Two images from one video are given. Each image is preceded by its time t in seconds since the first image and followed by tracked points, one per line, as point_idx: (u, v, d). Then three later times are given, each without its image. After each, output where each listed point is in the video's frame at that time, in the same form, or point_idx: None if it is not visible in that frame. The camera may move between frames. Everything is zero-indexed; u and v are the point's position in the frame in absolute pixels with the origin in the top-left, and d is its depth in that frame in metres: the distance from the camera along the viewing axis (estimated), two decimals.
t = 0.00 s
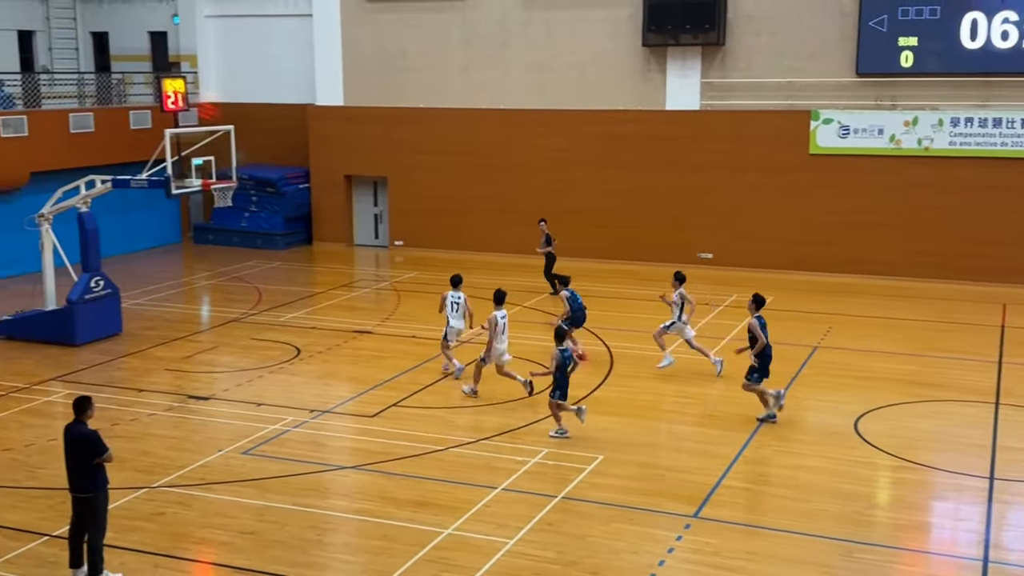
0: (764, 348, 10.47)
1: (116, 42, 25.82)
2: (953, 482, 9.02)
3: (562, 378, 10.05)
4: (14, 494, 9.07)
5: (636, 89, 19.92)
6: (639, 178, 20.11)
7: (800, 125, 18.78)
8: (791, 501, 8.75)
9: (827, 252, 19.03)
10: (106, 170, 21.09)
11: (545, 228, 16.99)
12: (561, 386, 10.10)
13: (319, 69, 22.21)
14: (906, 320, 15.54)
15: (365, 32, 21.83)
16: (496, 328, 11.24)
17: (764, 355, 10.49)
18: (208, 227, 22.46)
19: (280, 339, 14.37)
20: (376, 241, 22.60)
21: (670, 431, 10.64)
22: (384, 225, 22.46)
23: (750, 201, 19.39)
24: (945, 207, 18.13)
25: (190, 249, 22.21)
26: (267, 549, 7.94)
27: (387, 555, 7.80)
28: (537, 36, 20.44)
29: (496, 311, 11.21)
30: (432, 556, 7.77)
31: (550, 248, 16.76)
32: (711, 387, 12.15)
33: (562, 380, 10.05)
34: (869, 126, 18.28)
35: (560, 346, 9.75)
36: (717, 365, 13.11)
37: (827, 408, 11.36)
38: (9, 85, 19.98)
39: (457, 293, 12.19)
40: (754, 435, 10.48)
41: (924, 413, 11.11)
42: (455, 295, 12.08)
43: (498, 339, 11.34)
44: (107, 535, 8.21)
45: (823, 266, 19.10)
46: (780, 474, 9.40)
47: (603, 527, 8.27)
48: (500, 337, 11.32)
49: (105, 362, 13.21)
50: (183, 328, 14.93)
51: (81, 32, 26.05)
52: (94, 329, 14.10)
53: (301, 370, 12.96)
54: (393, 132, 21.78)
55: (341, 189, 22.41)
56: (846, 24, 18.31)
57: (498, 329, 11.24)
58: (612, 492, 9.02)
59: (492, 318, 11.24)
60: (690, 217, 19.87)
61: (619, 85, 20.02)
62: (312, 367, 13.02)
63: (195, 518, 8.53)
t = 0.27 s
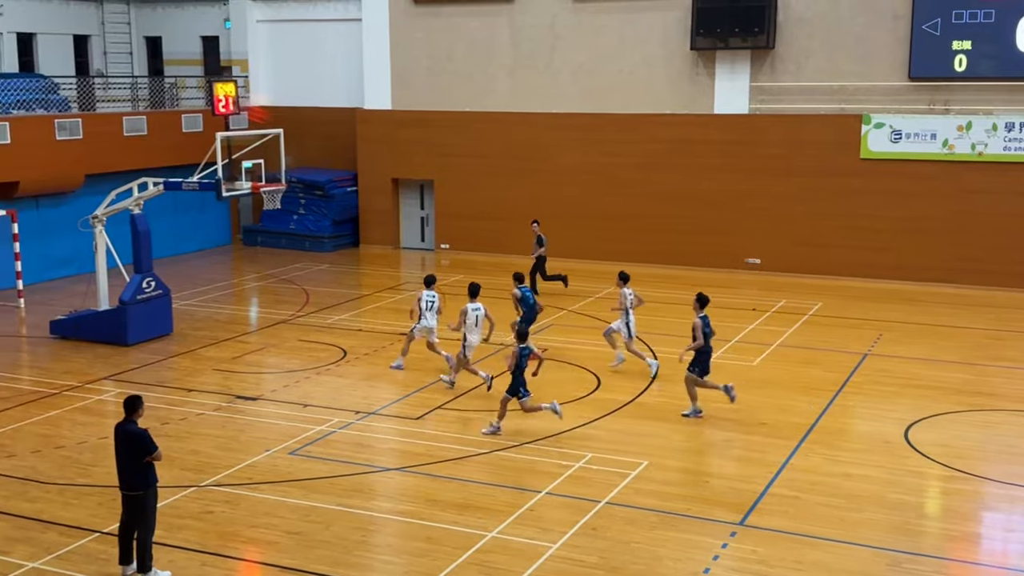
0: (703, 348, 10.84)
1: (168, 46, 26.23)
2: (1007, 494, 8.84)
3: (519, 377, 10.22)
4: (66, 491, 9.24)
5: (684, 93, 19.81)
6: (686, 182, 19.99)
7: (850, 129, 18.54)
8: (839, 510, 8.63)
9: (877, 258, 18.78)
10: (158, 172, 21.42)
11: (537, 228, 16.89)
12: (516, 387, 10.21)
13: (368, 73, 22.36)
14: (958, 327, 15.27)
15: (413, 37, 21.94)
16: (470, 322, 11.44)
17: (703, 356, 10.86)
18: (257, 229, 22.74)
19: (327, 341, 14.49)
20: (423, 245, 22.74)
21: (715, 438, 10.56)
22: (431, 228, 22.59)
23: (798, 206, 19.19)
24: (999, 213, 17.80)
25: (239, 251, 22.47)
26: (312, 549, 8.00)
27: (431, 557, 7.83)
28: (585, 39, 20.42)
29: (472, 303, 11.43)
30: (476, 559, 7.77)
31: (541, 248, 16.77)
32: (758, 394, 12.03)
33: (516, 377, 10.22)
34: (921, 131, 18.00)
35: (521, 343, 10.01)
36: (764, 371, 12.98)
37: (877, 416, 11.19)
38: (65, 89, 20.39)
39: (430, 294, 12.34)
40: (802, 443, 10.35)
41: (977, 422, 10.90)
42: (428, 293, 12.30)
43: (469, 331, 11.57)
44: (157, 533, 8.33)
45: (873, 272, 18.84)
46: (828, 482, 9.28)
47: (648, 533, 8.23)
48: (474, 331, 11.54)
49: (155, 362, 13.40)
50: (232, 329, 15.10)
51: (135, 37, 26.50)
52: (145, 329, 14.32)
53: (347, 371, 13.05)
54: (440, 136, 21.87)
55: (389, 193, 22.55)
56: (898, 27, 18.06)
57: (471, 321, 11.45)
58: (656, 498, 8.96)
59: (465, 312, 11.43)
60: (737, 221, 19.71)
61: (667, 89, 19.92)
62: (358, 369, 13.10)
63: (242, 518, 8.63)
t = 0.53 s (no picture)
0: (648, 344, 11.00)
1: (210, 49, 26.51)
2: None
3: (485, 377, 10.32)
4: (108, 489, 9.35)
5: (723, 96, 19.71)
6: (725, 186, 19.87)
7: (893, 132, 18.34)
8: (880, 518, 8.52)
9: (919, 263, 18.54)
10: (199, 175, 21.65)
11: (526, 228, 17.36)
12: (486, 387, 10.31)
13: (407, 76, 22.46)
14: (1001, 333, 15.04)
15: (451, 40, 21.99)
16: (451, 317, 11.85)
17: (646, 351, 11.02)
18: (297, 231, 22.91)
19: (364, 343, 14.56)
20: (460, 247, 22.80)
21: (754, 443, 10.47)
22: (468, 231, 22.65)
23: (839, 210, 19.00)
24: None
25: (279, 253, 22.65)
26: (349, 550, 8.03)
27: (466, 560, 7.83)
28: (624, 43, 20.37)
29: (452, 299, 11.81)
30: (512, 562, 7.76)
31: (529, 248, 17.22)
32: (797, 400, 11.92)
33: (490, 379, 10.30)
34: (965, 135, 17.76)
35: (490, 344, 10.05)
36: (804, 376, 12.86)
37: (919, 423, 11.05)
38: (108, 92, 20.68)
39: (412, 285, 13.46)
40: (842, 450, 10.25)
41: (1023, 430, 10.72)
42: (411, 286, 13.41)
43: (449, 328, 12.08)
44: (196, 532, 8.40)
45: (915, 277, 18.61)
46: (870, 489, 9.16)
47: (685, 539, 8.17)
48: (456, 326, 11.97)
49: (196, 362, 13.55)
50: (271, 330, 15.22)
51: (178, 41, 26.80)
52: (186, 330, 14.47)
53: (384, 373, 13.11)
54: (477, 139, 21.92)
55: (427, 196, 22.62)
56: (942, 31, 17.87)
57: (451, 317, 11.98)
58: (694, 503, 8.90)
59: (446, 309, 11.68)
60: (776, 225, 19.56)
61: (706, 92, 19.83)
62: (395, 371, 13.15)
63: (280, 518, 8.68)
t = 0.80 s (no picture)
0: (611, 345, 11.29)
1: (249, 52, 26.76)
2: None
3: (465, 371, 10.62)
4: (146, 487, 9.46)
5: (761, 98, 19.59)
6: (761, 189, 19.75)
7: (933, 135, 18.13)
8: (918, 525, 8.42)
9: (959, 266, 18.30)
10: (238, 176, 21.84)
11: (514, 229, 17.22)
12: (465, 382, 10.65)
13: (443, 79, 22.53)
14: None
15: (487, 43, 22.04)
16: (435, 313, 12.34)
17: (607, 345, 11.37)
18: (333, 233, 23.05)
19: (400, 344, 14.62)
20: (495, 250, 22.81)
21: (790, 448, 10.38)
22: (503, 233, 22.66)
23: (877, 213, 18.81)
24: None
25: (315, 255, 22.81)
26: (384, 550, 8.07)
27: (500, 562, 7.83)
28: (660, 45, 20.31)
29: (438, 297, 12.30)
30: (546, 565, 7.76)
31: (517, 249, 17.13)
32: (835, 404, 11.80)
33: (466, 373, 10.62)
34: (1007, 137, 17.52)
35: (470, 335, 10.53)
36: (842, 381, 12.74)
37: (961, 429, 10.89)
38: (149, 95, 20.92)
39: (405, 285, 13.56)
40: (881, 455, 10.13)
41: None
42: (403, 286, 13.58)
43: (434, 323, 12.41)
44: (233, 531, 8.48)
45: (954, 281, 18.37)
46: (909, 496, 9.05)
47: (720, 543, 8.12)
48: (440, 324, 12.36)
49: (233, 363, 13.67)
50: (307, 331, 15.33)
51: (217, 44, 27.07)
52: (224, 330, 14.61)
53: (419, 375, 13.15)
54: (512, 141, 21.93)
55: (462, 198, 22.67)
56: (984, 32, 17.66)
57: (437, 313, 12.36)
58: (730, 508, 8.84)
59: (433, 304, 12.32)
60: (813, 228, 19.40)
61: (743, 94, 19.72)
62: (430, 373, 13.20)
63: (315, 518, 8.74)
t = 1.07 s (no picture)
0: (582, 329, 11.93)
1: (273, 54, 26.89)
2: None
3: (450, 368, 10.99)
4: (170, 486, 9.53)
5: (785, 99, 19.51)
6: (785, 191, 19.66)
7: (958, 137, 18.00)
8: (943, 529, 8.36)
9: (984, 269, 18.16)
10: (261, 178, 21.95)
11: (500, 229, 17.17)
12: (453, 378, 11.03)
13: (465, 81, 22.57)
14: None
15: (510, 45, 22.07)
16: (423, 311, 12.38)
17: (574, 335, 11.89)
18: (356, 235, 23.12)
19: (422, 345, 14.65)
20: (517, 251, 22.81)
21: (814, 451, 10.33)
22: (525, 234, 22.65)
23: (901, 215, 18.70)
24: None
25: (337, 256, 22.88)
26: (406, 551, 8.09)
27: (522, 563, 7.83)
28: (684, 46, 20.27)
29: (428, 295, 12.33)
30: (567, 567, 7.75)
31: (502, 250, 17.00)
32: (859, 408, 11.74)
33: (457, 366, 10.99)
34: None
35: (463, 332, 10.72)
36: (866, 384, 12.66)
37: (987, 433, 10.80)
38: (174, 97, 21.07)
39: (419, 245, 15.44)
40: (906, 459, 10.06)
41: None
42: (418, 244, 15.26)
43: (422, 321, 12.46)
44: (256, 530, 8.52)
45: (979, 284, 18.23)
46: (933, 500, 8.99)
47: (742, 547, 8.09)
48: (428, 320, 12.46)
49: (257, 363, 13.74)
50: (330, 332, 15.39)
51: (242, 46, 27.19)
52: (247, 331, 14.68)
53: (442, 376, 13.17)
54: (535, 143, 21.94)
55: (484, 199, 22.69)
56: (1011, 33, 17.54)
57: (425, 311, 12.39)
58: (752, 511, 8.81)
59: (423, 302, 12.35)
60: (837, 230, 19.31)
61: (767, 95, 19.66)
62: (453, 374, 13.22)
63: (337, 517, 8.77)
